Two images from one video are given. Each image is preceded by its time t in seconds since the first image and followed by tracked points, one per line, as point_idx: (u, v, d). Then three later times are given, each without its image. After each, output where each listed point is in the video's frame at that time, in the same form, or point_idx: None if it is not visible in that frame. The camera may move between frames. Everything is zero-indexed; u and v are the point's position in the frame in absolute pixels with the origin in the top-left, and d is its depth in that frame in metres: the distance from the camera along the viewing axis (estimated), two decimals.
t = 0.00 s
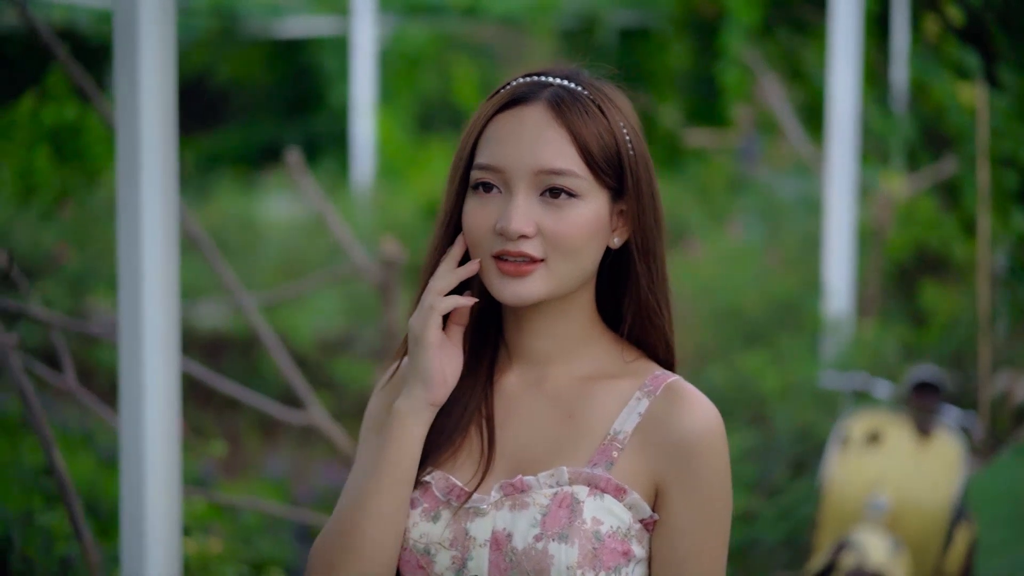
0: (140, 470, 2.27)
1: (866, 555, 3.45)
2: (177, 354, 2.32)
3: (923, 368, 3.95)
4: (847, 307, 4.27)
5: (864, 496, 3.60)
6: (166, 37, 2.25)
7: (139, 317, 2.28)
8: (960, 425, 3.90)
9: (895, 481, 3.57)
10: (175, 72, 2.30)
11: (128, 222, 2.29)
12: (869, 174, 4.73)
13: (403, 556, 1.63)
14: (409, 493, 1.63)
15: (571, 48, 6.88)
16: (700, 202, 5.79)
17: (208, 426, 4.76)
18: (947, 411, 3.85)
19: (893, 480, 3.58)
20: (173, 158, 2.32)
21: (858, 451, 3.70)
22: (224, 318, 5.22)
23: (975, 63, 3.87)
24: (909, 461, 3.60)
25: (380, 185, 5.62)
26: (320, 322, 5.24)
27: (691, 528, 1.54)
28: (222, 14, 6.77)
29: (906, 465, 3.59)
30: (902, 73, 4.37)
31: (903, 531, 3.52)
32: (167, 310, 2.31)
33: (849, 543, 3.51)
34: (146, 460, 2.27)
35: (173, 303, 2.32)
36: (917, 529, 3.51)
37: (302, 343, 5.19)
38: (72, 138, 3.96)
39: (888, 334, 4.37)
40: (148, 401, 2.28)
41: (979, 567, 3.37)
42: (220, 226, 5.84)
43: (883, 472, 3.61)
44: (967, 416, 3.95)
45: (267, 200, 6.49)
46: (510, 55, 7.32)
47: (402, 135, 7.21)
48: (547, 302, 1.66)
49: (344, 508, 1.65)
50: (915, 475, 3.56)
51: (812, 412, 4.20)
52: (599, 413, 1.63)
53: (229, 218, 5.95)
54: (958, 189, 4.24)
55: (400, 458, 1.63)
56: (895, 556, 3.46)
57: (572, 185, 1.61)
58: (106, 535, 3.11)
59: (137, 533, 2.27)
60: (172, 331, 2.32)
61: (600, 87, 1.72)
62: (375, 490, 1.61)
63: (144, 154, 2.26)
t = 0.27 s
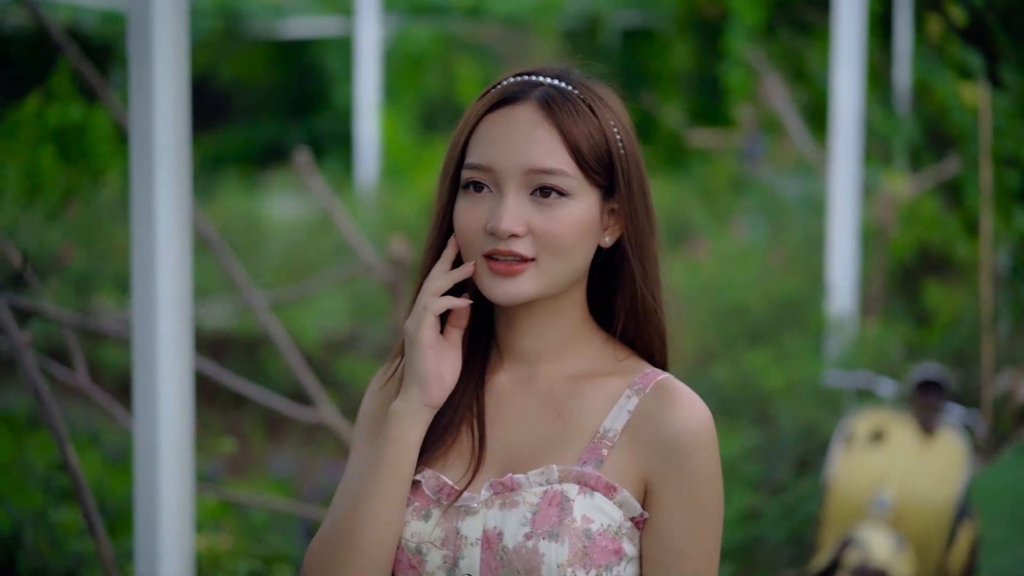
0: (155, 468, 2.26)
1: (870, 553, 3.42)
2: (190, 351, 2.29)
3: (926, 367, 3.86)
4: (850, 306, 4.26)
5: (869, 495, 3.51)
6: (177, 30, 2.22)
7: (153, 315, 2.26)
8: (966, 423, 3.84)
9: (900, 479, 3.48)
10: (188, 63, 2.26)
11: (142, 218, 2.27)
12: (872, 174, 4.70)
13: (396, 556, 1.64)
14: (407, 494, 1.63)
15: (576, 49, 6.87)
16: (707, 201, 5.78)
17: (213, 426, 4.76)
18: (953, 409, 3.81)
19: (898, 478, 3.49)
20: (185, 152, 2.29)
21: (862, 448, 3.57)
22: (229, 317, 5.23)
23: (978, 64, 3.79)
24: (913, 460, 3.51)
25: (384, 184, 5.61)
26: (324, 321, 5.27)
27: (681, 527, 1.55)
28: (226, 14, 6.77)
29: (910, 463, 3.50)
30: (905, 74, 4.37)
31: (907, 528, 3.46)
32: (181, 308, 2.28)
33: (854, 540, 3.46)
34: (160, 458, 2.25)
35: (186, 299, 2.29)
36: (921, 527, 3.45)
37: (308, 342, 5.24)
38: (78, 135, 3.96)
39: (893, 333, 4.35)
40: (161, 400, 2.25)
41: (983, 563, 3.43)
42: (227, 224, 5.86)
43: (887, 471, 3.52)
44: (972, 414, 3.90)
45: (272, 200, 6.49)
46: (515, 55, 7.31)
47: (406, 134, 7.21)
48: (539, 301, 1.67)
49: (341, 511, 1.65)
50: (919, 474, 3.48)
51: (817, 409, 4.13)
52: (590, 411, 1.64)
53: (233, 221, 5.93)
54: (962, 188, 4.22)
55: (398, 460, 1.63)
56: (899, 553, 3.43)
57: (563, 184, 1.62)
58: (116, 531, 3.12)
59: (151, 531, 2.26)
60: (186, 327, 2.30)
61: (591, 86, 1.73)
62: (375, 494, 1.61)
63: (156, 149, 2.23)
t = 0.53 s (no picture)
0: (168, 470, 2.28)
1: (874, 551, 3.49)
2: (205, 357, 2.32)
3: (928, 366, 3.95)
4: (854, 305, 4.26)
5: (874, 492, 3.55)
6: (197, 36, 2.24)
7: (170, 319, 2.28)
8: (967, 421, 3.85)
9: (904, 476, 3.52)
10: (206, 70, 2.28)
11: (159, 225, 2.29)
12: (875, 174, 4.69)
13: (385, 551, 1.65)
14: (398, 494, 1.64)
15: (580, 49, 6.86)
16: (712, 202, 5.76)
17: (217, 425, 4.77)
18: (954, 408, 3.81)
19: (902, 476, 3.52)
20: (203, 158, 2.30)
21: (867, 447, 3.63)
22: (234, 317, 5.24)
23: (981, 64, 3.82)
24: (917, 458, 3.54)
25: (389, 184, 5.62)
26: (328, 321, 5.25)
27: (671, 522, 1.56)
28: (231, 16, 6.78)
29: (914, 461, 3.53)
30: (909, 74, 4.26)
31: (913, 527, 3.49)
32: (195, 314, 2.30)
33: (858, 538, 3.54)
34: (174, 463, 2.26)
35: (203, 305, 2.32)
36: (926, 525, 3.47)
37: (313, 341, 5.19)
38: (84, 136, 3.99)
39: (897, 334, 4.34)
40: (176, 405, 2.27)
41: (987, 561, 3.42)
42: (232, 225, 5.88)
43: (892, 468, 3.55)
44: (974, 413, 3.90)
45: (277, 201, 6.50)
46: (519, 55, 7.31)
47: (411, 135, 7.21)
48: (529, 300, 1.69)
49: (335, 510, 1.66)
50: (922, 472, 3.51)
51: (822, 409, 4.20)
52: (580, 407, 1.65)
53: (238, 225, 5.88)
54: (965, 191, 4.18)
55: (391, 459, 1.64)
56: (904, 552, 3.47)
57: (551, 183, 1.63)
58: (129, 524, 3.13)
59: (167, 534, 2.28)
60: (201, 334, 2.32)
61: (580, 84, 1.74)
62: (367, 492, 1.62)
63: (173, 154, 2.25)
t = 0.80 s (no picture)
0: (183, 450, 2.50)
1: (877, 546, 3.57)
2: (216, 349, 2.55)
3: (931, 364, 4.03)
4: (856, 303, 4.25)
5: (877, 488, 3.63)
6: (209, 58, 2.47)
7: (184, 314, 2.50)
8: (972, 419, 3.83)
9: (907, 472, 3.59)
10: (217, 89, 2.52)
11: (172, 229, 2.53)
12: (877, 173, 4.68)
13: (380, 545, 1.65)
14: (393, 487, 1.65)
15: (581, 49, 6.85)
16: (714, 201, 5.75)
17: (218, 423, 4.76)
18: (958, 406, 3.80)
19: (904, 471, 3.59)
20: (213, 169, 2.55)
21: (870, 444, 3.74)
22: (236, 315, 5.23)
23: (982, 64, 3.91)
24: (919, 453, 3.61)
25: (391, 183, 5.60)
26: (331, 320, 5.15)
27: (667, 514, 1.55)
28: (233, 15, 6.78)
29: (916, 457, 3.61)
30: (911, 74, 4.25)
31: (915, 522, 3.55)
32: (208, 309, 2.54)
33: (863, 534, 3.61)
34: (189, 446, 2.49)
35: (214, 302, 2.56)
36: (928, 520, 3.53)
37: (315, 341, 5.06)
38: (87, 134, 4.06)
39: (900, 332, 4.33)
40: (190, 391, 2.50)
41: (988, 559, 3.45)
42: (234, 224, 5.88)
43: (894, 464, 3.64)
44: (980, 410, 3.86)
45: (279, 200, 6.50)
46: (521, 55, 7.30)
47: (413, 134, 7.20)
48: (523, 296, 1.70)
49: (331, 506, 1.66)
50: (923, 468, 3.57)
51: (825, 407, 4.22)
52: (575, 401, 1.66)
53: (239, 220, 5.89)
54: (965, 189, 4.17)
55: (384, 450, 1.65)
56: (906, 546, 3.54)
57: (541, 179, 1.63)
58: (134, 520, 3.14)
59: (180, 522, 2.50)
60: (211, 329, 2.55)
61: (573, 79, 1.73)
62: (361, 485, 1.63)
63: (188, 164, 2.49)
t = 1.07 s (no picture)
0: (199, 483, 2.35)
1: (882, 542, 3.54)
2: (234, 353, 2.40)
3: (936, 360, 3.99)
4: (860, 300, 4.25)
5: (883, 485, 3.59)
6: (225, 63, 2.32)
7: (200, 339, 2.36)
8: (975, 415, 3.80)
9: (911, 469, 3.53)
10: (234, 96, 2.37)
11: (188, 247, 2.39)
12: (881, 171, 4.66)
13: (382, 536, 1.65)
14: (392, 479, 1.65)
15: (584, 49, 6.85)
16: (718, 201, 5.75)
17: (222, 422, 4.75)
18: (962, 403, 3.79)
19: (909, 469, 3.54)
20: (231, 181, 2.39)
21: (875, 441, 3.70)
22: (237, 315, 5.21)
23: (985, 62, 3.81)
24: (922, 450, 3.55)
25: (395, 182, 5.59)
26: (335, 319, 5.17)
27: (668, 505, 1.55)
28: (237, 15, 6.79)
29: (920, 454, 3.54)
30: (913, 73, 4.25)
31: (919, 518, 3.50)
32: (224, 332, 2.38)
33: (868, 530, 3.60)
34: (205, 477, 2.35)
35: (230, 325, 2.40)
36: (933, 516, 3.47)
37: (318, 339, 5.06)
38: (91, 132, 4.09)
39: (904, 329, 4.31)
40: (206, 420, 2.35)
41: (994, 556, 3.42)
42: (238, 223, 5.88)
43: (898, 461, 3.58)
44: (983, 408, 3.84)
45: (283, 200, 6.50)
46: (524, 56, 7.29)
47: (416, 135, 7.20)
48: (523, 287, 1.70)
49: (331, 496, 1.66)
50: (927, 465, 3.51)
51: (830, 404, 4.22)
52: (575, 393, 1.66)
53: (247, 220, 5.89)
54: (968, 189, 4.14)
55: (385, 441, 1.65)
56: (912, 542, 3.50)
57: (534, 171, 1.63)
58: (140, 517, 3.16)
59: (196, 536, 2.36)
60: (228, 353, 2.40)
61: (566, 70, 1.72)
62: (362, 476, 1.64)
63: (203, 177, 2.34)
